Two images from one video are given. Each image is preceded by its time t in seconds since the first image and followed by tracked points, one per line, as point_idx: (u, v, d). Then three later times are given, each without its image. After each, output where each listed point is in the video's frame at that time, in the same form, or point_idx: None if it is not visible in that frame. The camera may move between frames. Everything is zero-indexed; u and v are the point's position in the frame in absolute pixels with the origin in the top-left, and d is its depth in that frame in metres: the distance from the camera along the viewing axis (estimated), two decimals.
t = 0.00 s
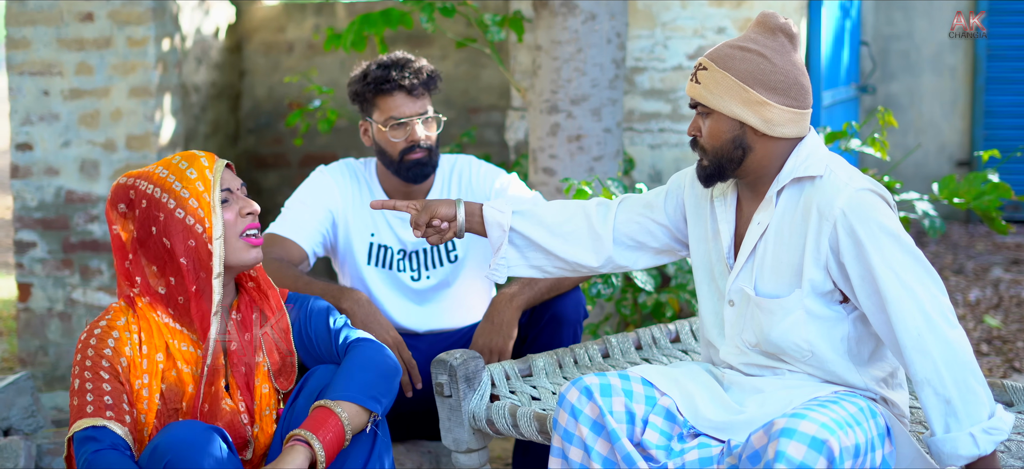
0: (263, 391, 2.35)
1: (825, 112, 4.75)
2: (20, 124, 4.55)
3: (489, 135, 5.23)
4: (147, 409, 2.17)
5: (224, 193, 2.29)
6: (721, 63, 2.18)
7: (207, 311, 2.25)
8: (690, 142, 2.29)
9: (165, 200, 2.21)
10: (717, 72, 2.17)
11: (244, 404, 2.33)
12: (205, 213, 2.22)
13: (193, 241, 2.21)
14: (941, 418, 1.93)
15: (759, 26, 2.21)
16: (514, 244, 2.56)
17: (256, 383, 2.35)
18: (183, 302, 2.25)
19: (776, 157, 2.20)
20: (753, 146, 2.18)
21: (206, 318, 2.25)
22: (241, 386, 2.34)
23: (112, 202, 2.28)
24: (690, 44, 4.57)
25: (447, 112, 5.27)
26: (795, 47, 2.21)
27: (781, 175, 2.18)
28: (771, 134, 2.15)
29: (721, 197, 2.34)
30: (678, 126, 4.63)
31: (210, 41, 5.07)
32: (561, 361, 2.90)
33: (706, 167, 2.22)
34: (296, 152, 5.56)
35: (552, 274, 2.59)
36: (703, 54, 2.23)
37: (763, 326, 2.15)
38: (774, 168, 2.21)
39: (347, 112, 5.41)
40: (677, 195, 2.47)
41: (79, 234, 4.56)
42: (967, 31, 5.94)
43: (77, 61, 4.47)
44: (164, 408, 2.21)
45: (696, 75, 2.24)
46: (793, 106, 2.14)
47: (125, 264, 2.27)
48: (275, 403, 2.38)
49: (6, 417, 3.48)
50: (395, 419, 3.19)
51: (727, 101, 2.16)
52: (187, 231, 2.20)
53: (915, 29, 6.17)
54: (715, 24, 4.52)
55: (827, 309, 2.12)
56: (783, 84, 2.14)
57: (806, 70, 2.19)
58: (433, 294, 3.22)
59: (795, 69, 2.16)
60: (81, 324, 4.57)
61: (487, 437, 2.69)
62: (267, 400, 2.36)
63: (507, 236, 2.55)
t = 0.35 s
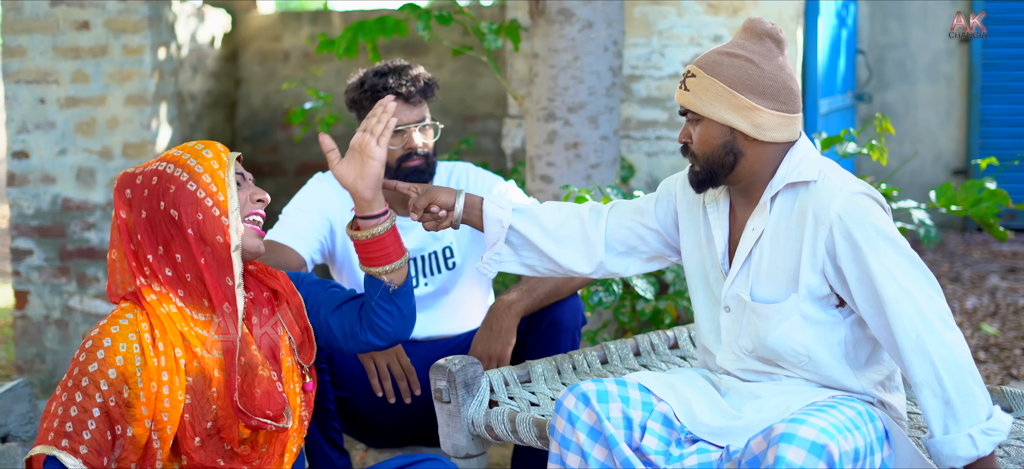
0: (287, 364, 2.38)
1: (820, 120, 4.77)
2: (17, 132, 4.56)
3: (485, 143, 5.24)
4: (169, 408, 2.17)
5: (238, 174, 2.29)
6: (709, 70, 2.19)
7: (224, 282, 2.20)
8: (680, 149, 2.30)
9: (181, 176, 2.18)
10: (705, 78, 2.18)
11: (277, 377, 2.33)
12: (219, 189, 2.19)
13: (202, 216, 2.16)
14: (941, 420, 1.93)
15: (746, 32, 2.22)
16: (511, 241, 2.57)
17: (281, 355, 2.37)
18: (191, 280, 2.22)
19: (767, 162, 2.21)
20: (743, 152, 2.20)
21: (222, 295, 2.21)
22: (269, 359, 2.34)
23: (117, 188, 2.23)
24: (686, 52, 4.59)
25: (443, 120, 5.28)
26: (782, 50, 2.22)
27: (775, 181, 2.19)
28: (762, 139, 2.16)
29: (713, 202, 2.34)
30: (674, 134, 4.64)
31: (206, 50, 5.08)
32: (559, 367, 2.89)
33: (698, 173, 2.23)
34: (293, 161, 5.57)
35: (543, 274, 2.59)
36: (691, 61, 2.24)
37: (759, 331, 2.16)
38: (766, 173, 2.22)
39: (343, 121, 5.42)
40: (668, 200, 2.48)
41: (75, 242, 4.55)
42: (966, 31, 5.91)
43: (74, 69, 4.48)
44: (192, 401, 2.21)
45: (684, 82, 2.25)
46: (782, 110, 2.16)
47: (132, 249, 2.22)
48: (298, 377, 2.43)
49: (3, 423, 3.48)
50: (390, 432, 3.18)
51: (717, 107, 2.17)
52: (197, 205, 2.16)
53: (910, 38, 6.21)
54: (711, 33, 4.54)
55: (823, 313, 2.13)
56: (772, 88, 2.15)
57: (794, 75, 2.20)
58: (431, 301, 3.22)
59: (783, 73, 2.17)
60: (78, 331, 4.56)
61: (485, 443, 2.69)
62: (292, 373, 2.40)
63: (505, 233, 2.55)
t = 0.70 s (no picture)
0: (299, 334, 2.35)
1: (819, 93, 4.76)
2: (13, 108, 4.53)
3: (482, 118, 5.22)
4: (177, 383, 2.11)
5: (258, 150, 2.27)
6: (709, 43, 2.19)
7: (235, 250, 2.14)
8: (681, 123, 2.31)
9: (197, 139, 2.13)
10: (706, 51, 2.18)
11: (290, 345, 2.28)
12: (236, 158, 2.15)
13: (217, 184, 2.11)
14: (941, 395, 1.94)
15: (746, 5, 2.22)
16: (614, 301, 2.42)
17: (292, 325, 2.33)
18: (203, 246, 2.17)
19: (770, 135, 2.21)
20: (746, 126, 2.19)
21: (229, 263, 2.14)
22: (282, 329, 2.29)
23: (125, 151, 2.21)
24: (684, 25, 4.56)
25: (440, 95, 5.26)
26: (782, 23, 2.22)
27: (777, 156, 2.19)
28: (763, 112, 2.15)
29: (713, 179, 2.36)
30: (672, 108, 4.63)
31: (202, 25, 5.04)
32: (559, 340, 2.91)
33: (701, 147, 2.23)
34: (289, 137, 5.55)
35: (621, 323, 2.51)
36: (690, 35, 2.24)
37: (761, 306, 2.18)
38: (768, 146, 2.22)
39: (340, 96, 5.40)
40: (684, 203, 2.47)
41: (73, 218, 4.54)
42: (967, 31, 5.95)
43: (69, 45, 4.45)
44: (202, 375, 2.15)
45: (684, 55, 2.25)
46: (784, 83, 2.15)
47: (139, 215, 2.19)
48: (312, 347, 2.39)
49: (3, 399, 3.48)
50: (389, 406, 3.18)
51: (718, 80, 2.16)
52: (213, 173, 2.12)
53: (908, 11, 6.18)
54: (709, 5, 4.52)
55: (824, 288, 2.14)
56: (773, 61, 2.14)
57: (795, 47, 2.20)
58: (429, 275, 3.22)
59: (784, 45, 2.17)
60: (76, 307, 4.56)
61: (486, 417, 2.70)
62: (304, 344, 2.36)
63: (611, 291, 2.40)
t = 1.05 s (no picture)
0: (332, 357, 2.36)
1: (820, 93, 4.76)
2: (13, 110, 4.53)
3: (482, 119, 5.21)
4: (201, 384, 2.14)
5: (243, 151, 2.27)
6: (724, 45, 2.27)
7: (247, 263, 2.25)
8: (693, 126, 2.38)
9: (195, 165, 2.26)
10: (721, 54, 2.26)
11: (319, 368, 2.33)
12: (222, 173, 2.22)
13: (217, 205, 2.23)
14: (952, 400, 1.98)
15: (758, 8, 2.31)
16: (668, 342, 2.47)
17: (326, 347, 2.36)
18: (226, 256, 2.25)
19: (783, 138, 2.28)
20: (760, 128, 2.27)
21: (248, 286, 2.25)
22: (314, 348, 2.34)
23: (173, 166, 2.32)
24: (684, 26, 4.56)
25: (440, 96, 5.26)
26: (794, 25, 2.31)
27: (794, 159, 2.26)
28: (779, 114, 2.23)
29: (722, 183, 2.46)
30: (673, 108, 4.63)
31: (202, 26, 5.03)
32: (562, 341, 2.91)
33: (714, 150, 2.31)
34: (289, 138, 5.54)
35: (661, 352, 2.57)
36: (704, 38, 2.32)
37: (776, 307, 2.22)
38: (783, 149, 2.30)
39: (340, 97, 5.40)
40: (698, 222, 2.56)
41: (73, 220, 4.53)
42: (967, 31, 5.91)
43: (69, 46, 4.44)
44: (225, 382, 2.20)
45: (697, 58, 2.32)
46: (798, 85, 2.24)
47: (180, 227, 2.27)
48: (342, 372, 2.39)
49: (4, 402, 3.47)
50: (391, 406, 3.19)
51: (733, 82, 2.24)
52: (210, 194, 2.24)
53: (907, 11, 6.18)
54: (710, 6, 4.52)
55: (839, 289, 2.18)
56: (787, 63, 2.23)
57: (807, 50, 2.29)
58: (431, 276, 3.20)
59: (797, 48, 2.26)
60: (77, 309, 4.56)
61: (489, 418, 2.70)
62: (336, 367, 2.37)
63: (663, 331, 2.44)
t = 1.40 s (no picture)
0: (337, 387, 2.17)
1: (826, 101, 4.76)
2: (21, 120, 4.54)
3: (488, 128, 5.22)
4: (195, 385, 2.14)
5: (231, 186, 2.14)
6: (739, 55, 2.27)
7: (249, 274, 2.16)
8: (705, 136, 2.38)
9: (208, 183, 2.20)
10: (736, 64, 2.26)
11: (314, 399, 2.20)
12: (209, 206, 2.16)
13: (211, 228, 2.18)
14: (964, 410, 1.97)
15: (771, 16, 2.32)
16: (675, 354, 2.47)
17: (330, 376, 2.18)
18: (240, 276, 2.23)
19: (798, 146, 2.29)
20: (776, 138, 2.28)
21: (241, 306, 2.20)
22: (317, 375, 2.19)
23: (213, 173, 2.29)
24: (691, 34, 4.57)
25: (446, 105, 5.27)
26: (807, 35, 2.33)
27: (807, 168, 2.27)
28: (795, 124, 2.25)
29: (731, 192, 2.46)
30: (680, 117, 4.64)
31: (208, 36, 5.05)
32: (570, 350, 2.90)
33: (727, 160, 2.32)
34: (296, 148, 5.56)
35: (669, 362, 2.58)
36: (717, 48, 2.32)
37: (790, 316, 2.21)
38: (797, 157, 2.31)
39: (346, 106, 5.41)
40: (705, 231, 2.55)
41: (81, 229, 4.55)
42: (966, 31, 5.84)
43: (77, 56, 4.46)
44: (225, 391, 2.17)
45: (710, 68, 2.32)
46: (812, 95, 2.25)
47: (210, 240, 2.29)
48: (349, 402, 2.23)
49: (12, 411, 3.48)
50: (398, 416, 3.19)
51: (749, 92, 2.25)
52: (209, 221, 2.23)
53: (912, 19, 6.18)
54: (716, 15, 4.53)
55: (852, 298, 2.18)
56: (803, 74, 2.24)
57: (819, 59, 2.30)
58: (440, 285, 3.24)
59: (811, 58, 2.27)
60: (85, 319, 4.57)
61: (497, 427, 2.70)
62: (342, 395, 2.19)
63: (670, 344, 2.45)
